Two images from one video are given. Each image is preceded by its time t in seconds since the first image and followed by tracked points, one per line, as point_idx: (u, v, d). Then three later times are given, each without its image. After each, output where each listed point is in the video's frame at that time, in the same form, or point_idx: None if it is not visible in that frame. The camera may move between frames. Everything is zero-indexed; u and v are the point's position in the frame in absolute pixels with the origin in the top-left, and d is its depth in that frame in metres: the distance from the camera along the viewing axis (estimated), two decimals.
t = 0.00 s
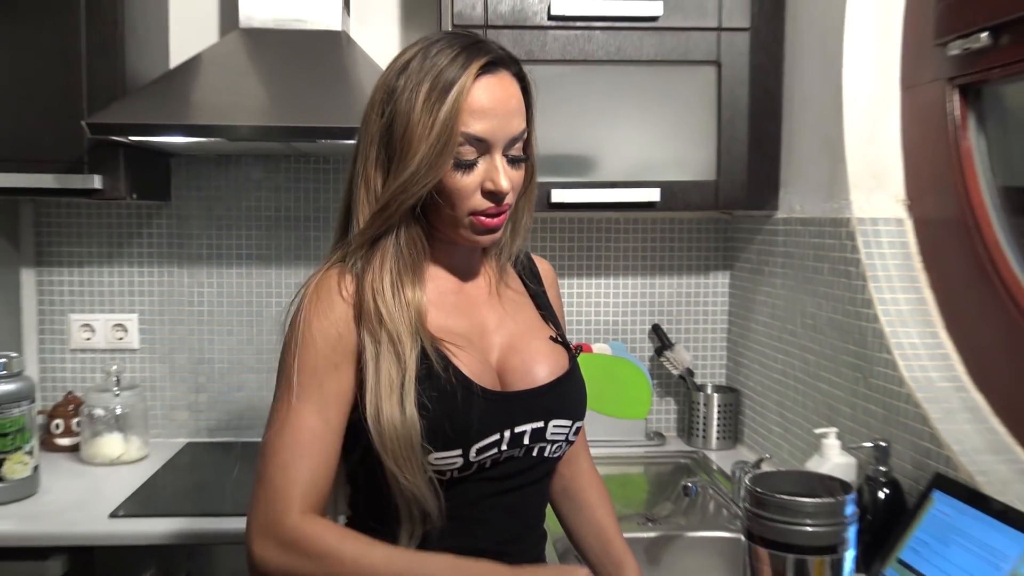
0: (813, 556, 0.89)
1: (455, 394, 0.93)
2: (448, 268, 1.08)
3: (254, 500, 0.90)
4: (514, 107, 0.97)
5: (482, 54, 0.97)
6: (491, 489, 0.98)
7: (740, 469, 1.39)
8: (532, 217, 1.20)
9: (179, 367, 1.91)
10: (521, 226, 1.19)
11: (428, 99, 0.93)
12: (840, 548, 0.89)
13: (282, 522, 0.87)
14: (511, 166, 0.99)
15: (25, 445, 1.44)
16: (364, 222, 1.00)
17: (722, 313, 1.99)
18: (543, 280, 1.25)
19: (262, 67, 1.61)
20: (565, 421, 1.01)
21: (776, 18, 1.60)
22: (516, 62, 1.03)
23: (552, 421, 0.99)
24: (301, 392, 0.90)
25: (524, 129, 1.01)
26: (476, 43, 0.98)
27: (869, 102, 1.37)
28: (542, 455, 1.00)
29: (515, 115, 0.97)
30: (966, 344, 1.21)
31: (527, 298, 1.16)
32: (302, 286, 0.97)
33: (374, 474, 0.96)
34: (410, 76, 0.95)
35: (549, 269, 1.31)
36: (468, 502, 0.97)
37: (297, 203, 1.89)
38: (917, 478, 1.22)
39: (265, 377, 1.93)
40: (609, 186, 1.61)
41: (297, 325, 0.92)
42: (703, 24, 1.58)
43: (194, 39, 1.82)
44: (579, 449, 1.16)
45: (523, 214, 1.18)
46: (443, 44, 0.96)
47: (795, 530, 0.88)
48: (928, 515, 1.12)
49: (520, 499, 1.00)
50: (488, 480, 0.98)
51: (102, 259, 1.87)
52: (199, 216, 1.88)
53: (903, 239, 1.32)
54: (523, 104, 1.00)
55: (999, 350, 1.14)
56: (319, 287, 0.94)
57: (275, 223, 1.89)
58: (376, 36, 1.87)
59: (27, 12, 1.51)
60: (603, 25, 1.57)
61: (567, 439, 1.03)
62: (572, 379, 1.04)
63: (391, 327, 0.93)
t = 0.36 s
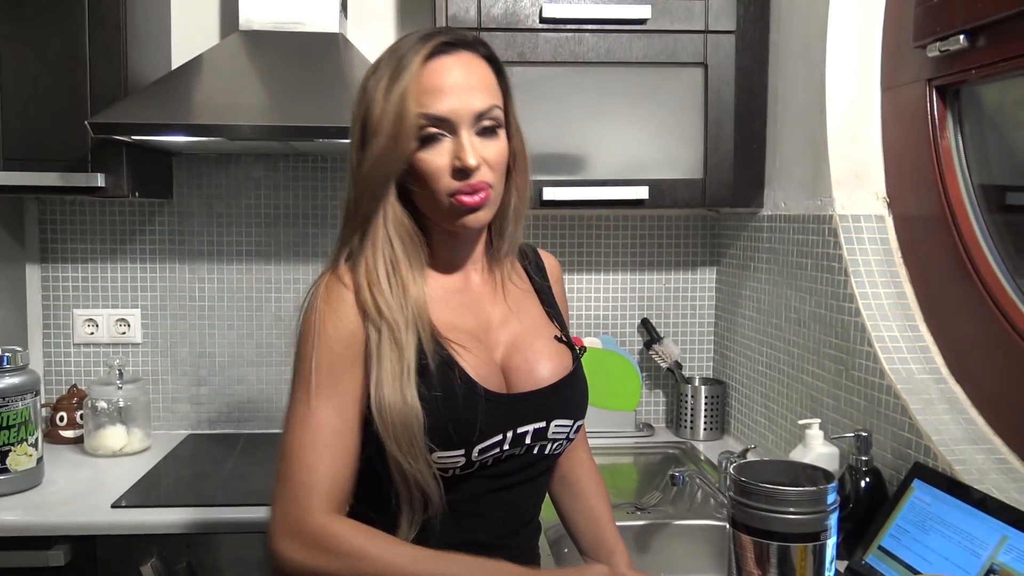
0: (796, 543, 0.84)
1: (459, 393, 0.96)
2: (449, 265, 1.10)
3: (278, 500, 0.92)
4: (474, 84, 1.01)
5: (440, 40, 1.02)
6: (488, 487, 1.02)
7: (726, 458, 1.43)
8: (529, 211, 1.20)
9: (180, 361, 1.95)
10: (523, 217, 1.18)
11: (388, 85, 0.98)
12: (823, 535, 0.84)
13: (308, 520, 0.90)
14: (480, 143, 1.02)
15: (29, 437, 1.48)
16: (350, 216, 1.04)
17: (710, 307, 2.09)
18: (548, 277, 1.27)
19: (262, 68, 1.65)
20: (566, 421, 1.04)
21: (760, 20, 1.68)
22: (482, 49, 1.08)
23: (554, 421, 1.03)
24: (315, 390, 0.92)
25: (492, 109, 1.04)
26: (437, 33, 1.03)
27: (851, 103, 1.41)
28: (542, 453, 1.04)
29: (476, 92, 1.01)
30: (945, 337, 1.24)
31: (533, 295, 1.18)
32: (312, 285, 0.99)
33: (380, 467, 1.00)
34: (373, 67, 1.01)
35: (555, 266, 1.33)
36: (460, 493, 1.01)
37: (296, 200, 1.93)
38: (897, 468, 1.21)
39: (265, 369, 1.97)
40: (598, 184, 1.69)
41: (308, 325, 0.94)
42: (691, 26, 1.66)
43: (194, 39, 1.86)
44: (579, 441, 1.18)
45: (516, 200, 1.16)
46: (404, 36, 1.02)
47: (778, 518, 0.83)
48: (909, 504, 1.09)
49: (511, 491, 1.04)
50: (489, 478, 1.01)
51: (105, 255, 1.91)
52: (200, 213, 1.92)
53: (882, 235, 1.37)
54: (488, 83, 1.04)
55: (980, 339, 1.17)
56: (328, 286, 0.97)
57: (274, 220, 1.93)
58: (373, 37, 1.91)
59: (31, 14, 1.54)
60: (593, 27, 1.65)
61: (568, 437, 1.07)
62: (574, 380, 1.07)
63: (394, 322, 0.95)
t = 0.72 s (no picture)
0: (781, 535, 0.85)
1: (435, 390, 0.96)
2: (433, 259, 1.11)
3: (273, 495, 0.94)
4: (434, 66, 1.03)
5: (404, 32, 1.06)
6: (467, 483, 1.01)
7: (717, 452, 1.44)
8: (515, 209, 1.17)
9: (175, 358, 1.96)
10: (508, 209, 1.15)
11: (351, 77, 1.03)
12: (808, 525, 0.85)
13: (303, 510, 0.92)
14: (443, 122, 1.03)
15: (23, 435, 1.48)
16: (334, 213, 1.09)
17: (702, 302, 2.09)
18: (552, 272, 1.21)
19: (253, 65, 1.65)
20: (547, 421, 1.03)
21: (750, 15, 1.68)
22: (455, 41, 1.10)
23: (534, 421, 1.02)
24: (302, 383, 0.96)
25: (457, 88, 1.04)
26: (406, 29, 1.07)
27: (840, 98, 1.42)
28: (523, 452, 1.04)
29: (435, 72, 1.02)
30: (933, 329, 1.25)
31: (530, 292, 1.14)
32: (298, 283, 1.04)
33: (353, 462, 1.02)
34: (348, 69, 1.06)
35: (566, 264, 1.26)
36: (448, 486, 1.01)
37: (289, 197, 1.93)
38: (886, 459, 1.22)
39: (259, 366, 1.97)
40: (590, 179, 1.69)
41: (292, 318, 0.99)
42: (680, 21, 1.66)
43: (186, 37, 1.86)
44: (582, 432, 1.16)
45: (495, 178, 1.13)
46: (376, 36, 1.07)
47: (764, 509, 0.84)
48: (897, 494, 1.10)
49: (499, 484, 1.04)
50: (465, 475, 1.01)
51: (98, 253, 1.91)
52: (193, 210, 1.92)
53: (872, 228, 1.37)
54: (452, 66, 1.05)
55: (967, 332, 1.18)
56: (312, 284, 1.01)
57: (268, 216, 1.93)
58: (364, 34, 1.91)
59: (21, 11, 1.54)
60: (584, 23, 1.65)
61: (551, 438, 1.05)
62: (562, 378, 1.06)
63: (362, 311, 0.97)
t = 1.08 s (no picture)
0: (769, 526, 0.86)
1: (418, 373, 0.98)
2: (421, 255, 1.12)
3: (249, 474, 0.94)
4: (433, 86, 1.02)
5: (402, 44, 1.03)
6: (458, 465, 1.02)
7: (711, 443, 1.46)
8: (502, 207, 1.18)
9: (174, 355, 1.97)
10: (495, 209, 1.17)
11: (348, 93, 1.01)
12: (797, 516, 0.85)
13: (276, 485, 0.92)
14: (442, 144, 1.03)
15: (23, 431, 1.49)
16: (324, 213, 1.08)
17: (699, 296, 2.10)
18: (535, 267, 1.22)
19: (249, 62, 1.66)
20: (534, 403, 1.04)
21: (744, 9, 1.68)
22: (447, 46, 1.08)
23: (520, 403, 1.03)
24: (286, 370, 0.96)
25: (456, 108, 1.04)
26: (403, 37, 1.05)
27: (833, 92, 1.42)
28: (512, 435, 1.04)
29: (433, 94, 1.01)
30: (925, 322, 1.25)
31: (513, 285, 1.16)
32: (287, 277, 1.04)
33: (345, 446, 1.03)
34: (342, 75, 1.03)
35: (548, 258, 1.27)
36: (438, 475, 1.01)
37: (286, 194, 1.94)
38: (878, 452, 1.22)
39: (257, 363, 1.98)
40: (585, 175, 1.70)
41: (283, 310, 0.99)
42: (674, 17, 1.67)
43: (183, 35, 1.87)
44: (569, 427, 1.14)
45: (484, 190, 1.15)
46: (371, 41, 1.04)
47: (752, 501, 0.84)
48: (888, 486, 1.10)
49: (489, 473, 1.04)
50: (455, 457, 1.02)
51: (97, 251, 1.93)
52: (191, 208, 1.93)
53: (864, 222, 1.38)
54: (450, 85, 1.05)
55: (958, 324, 1.18)
56: (301, 277, 1.01)
57: (265, 214, 1.94)
58: (360, 31, 1.92)
59: (19, 11, 1.55)
60: (577, 19, 1.66)
61: (539, 421, 1.06)
62: (547, 363, 1.08)
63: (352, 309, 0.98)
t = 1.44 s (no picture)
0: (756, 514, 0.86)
1: (415, 366, 0.97)
2: (419, 252, 1.11)
3: (240, 452, 0.93)
4: (465, 101, 1.02)
5: (433, 53, 1.01)
6: (451, 451, 1.02)
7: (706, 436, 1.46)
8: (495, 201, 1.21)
9: (175, 351, 1.98)
10: (488, 210, 1.20)
11: (381, 100, 0.98)
12: (781, 505, 0.86)
13: (263, 466, 0.91)
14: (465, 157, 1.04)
15: (24, 426, 1.51)
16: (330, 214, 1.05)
17: (697, 290, 2.11)
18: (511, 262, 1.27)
19: (246, 59, 1.67)
20: (524, 390, 1.06)
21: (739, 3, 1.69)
22: (466, 56, 1.08)
23: (511, 389, 1.04)
24: (277, 353, 0.94)
25: (477, 122, 1.05)
26: (430, 43, 1.02)
27: (826, 86, 1.42)
28: (502, 421, 1.05)
29: (465, 110, 1.01)
30: (918, 314, 1.25)
31: (494, 279, 1.19)
32: (282, 267, 1.02)
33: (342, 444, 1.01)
34: (366, 77, 0.99)
35: (518, 251, 1.32)
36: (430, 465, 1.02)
37: (285, 190, 1.95)
38: (871, 444, 1.22)
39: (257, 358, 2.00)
40: (581, 169, 1.71)
41: (277, 296, 0.98)
42: (669, 12, 1.67)
43: (182, 33, 1.88)
44: (548, 416, 1.15)
45: (486, 199, 1.19)
46: (399, 45, 1.01)
47: (739, 490, 0.85)
48: (879, 477, 1.11)
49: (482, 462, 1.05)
50: (450, 443, 1.02)
51: (98, 248, 1.94)
52: (192, 205, 1.94)
53: (857, 215, 1.38)
54: (475, 100, 1.04)
55: (950, 317, 1.18)
56: (295, 266, 1.00)
57: (264, 210, 1.95)
58: (357, 28, 1.92)
59: (18, 9, 1.57)
60: (572, 14, 1.67)
61: (526, 408, 1.08)
62: (533, 353, 1.10)
63: (356, 310, 0.97)
